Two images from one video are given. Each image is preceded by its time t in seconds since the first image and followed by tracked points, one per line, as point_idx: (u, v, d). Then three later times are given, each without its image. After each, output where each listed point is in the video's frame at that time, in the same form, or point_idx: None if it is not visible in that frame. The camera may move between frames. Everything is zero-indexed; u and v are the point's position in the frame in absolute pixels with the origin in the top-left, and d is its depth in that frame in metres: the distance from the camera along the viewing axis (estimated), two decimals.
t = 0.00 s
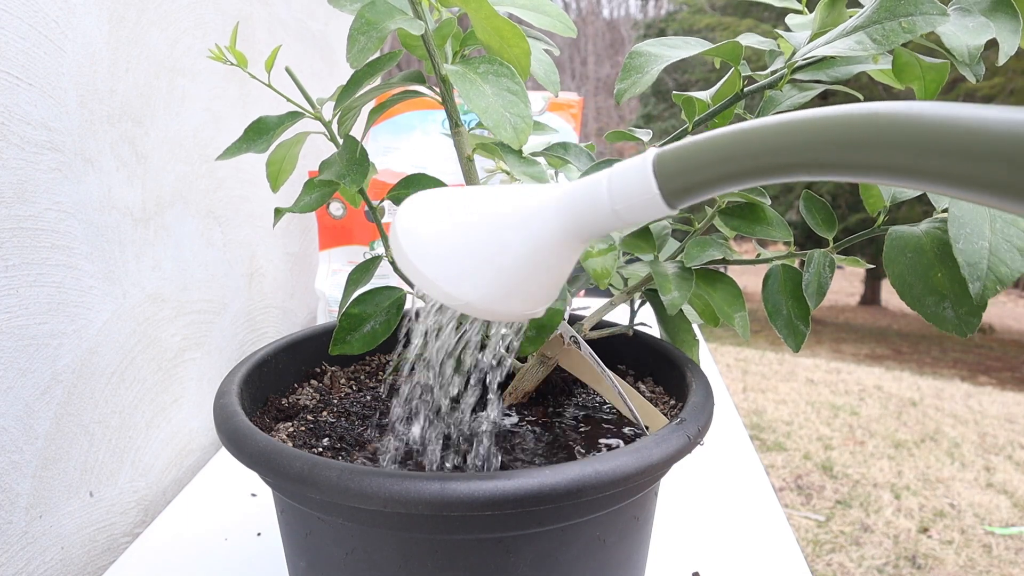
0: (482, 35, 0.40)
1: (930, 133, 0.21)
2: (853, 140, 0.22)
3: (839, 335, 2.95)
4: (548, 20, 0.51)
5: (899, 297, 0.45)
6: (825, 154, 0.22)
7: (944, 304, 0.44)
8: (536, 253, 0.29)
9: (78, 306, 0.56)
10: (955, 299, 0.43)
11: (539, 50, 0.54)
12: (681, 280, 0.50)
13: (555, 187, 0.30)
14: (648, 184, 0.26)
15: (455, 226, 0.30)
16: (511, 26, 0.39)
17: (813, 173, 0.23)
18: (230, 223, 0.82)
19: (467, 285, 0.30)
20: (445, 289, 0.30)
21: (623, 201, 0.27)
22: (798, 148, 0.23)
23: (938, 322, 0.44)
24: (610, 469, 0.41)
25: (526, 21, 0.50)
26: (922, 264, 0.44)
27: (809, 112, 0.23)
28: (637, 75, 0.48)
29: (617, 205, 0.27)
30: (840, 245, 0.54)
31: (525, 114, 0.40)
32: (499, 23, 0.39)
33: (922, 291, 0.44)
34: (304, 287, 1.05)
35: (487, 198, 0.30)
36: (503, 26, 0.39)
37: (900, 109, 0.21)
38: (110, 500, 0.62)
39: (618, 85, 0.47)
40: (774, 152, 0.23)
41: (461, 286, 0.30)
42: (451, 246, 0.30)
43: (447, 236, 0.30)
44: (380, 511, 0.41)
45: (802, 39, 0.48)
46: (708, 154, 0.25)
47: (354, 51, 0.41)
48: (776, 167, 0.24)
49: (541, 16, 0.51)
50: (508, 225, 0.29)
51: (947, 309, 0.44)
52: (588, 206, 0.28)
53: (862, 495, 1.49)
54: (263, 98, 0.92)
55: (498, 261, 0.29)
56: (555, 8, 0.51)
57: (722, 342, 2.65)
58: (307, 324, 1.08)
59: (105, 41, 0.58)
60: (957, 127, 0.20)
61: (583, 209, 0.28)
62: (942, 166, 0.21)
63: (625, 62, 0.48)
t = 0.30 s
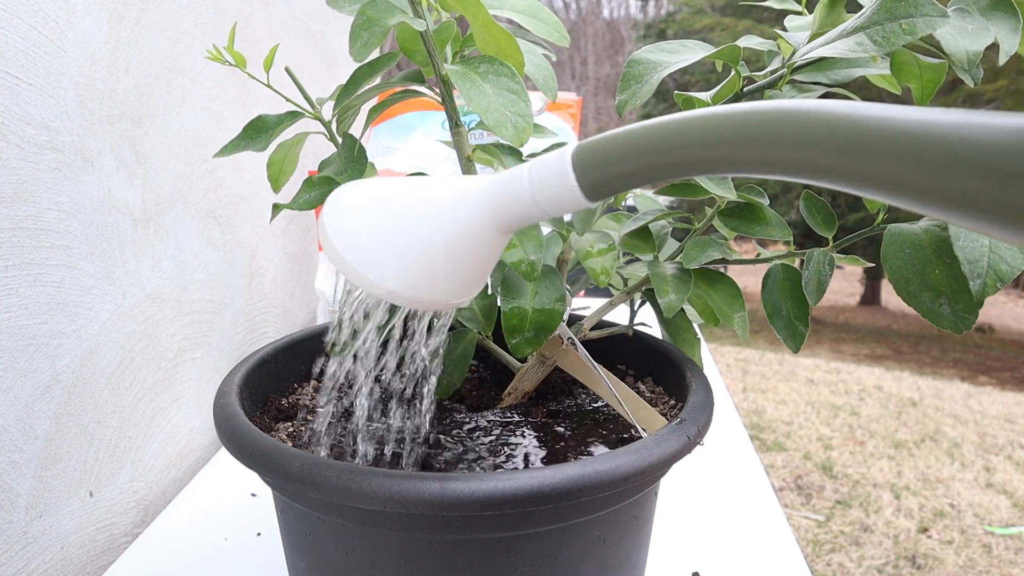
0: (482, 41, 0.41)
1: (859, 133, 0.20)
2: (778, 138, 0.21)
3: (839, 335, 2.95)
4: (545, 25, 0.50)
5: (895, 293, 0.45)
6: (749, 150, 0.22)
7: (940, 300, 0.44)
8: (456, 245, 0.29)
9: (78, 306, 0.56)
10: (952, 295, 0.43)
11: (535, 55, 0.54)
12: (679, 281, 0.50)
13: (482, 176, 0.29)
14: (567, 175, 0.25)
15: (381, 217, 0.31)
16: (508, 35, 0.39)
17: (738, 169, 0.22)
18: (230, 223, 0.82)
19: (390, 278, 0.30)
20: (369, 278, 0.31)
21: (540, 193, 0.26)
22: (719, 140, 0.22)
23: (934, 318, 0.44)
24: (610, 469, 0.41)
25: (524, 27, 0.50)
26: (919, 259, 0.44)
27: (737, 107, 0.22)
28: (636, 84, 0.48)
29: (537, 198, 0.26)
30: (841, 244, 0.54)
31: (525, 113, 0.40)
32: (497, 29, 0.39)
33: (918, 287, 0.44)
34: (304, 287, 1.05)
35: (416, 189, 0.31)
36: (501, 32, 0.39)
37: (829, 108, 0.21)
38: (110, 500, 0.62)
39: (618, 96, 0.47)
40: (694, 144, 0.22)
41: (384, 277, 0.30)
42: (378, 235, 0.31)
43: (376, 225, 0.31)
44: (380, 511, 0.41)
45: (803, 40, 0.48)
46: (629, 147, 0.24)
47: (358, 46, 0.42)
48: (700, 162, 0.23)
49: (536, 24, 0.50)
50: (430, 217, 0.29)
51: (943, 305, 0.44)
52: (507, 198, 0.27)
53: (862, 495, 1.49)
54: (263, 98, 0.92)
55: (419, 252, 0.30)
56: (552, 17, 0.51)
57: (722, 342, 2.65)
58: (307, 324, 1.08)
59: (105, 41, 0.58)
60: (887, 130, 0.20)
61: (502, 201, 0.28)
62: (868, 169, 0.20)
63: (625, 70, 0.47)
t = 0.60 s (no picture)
0: (481, 38, 0.40)
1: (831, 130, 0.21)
2: (751, 128, 0.22)
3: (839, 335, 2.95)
4: (546, 22, 0.51)
5: (893, 281, 0.45)
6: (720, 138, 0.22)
7: (938, 287, 0.44)
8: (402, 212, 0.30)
9: (78, 306, 0.56)
10: (950, 282, 0.44)
11: (538, 51, 0.54)
12: (680, 280, 0.50)
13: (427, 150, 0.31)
14: (502, 151, 0.28)
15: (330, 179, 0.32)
16: (509, 30, 0.39)
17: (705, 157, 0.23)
18: (230, 223, 0.82)
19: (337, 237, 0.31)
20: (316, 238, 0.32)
21: (479, 166, 0.28)
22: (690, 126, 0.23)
23: (933, 306, 0.44)
24: (610, 469, 0.41)
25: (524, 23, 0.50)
26: (916, 248, 0.44)
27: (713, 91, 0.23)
28: (635, 69, 0.47)
29: (476, 170, 0.29)
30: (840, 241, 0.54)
31: (525, 111, 0.40)
32: (497, 26, 0.38)
33: (916, 275, 0.44)
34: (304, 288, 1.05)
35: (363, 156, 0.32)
36: (502, 29, 0.39)
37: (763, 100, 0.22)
38: (110, 500, 0.62)
39: (616, 80, 0.47)
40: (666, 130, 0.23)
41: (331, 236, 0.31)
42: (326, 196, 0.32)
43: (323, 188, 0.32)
44: (380, 511, 0.41)
45: (802, 36, 0.48)
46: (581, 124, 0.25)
47: (355, 57, 0.41)
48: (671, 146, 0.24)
49: (538, 19, 0.50)
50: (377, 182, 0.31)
51: (941, 292, 0.44)
52: (449, 170, 0.29)
53: (862, 495, 1.49)
54: (263, 98, 0.92)
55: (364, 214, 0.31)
56: (554, 11, 0.51)
57: (722, 342, 2.65)
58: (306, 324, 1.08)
59: (105, 40, 0.58)
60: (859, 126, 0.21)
61: (446, 173, 0.30)
62: (813, 162, 0.21)
63: (623, 55, 0.47)
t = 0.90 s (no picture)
0: (483, 33, 0.40)
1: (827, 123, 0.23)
2: (722, 116, 0.24)
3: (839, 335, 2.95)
4: (547, 19, 0.51)
5: (896, 290, 0.45)
6: (726, 124, 0.24)
7: (940, 296, 0.44)
8: (382, 175, 0.32)
9: (78, 306, 0.56)
10: (953, 290, 0.44)
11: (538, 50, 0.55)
12: (681, 280, 0.50)
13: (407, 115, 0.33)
14: (473, 121, 0.30)
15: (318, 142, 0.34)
16: (511, 24, 0.38)
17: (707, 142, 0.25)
18: (230, 223, 0.82)
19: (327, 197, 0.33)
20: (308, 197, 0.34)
21: (454, 134, 0.31)
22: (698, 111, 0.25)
23: (936, 314, 0.45)
24: (610, 469, 0.41)
25: (525, 20, 0.50)
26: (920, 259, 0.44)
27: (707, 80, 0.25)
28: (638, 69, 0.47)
29: (451, 139, 0.31)
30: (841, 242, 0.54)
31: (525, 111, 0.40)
32: (501, 21, 0.38)
33: (920, 285, 0.44)
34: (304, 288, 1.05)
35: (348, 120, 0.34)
36: (506, 24, 0.38)
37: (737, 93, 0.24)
38: (110, 500, 0.62)
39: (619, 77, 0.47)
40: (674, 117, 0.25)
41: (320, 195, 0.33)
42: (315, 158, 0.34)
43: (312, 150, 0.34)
44: (380, 511, 0.41)
45: (803, 38, 0.48)
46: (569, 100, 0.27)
47: (354, 41, 0.42)
48: (675, 130, 0.25)
49: (540, 16, 0.50)
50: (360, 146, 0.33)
51: (944, 300, 0.44)
52: (425, 136, 0.32)
53: (862, 495, 1.49)
54: (263, 98, 0.92)
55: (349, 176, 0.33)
56: (556, 8, 0.51)
57: (722, 342, 2.65)
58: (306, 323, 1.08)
59: (105, 40, 0.58)
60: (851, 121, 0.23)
61: (422, 139, 0.32)
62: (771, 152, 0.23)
63: (626, 57, 0.47)
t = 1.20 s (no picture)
0: (481, 37, 0.40)
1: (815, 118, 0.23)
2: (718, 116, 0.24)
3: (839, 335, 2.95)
4: (546, 21, 0.50)
5: (897, 285, 0.45)
6: (717, 122, 0.24)
7: (941, 289, 0.44)
8: (378, 169, 0.33)
9: (78, 306, 0.56)
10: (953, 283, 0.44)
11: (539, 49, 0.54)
12: (681, 279, 0.50)
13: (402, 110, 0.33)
14: (467, 115, 0.30)
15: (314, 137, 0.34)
16: (510, 26, 0.38)
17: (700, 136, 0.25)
18: (230, 223, 0.82)
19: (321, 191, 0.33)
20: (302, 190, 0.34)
21: (447, 128, 0.31)
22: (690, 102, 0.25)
23: (936, 307, 0.45)
24: (610, 469, 0.41)
25: (524, 22, 0.50)
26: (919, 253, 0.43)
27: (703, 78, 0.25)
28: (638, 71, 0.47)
29: (444, 132, 0.31)
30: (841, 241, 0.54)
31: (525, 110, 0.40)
32: (499, 23, 0.38)
33: (919, 278, 0.44)
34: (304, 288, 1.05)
35: (345, 116, 0.34)
36: (505, 26, 0.38)
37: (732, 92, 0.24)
38: (110, 500, 0.62)
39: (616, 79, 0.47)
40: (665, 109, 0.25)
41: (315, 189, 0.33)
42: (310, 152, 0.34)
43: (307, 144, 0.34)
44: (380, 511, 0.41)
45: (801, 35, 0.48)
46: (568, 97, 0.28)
47: (355, 48, 0.42)
48: (669, 128, 0.25)
49: (539, 18, 0.50)
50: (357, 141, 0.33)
51: (944, 294, 0.44)
52: (419, 130, 0.32)
53: (862, 495, 1.49)
54: (263, 98, 0.92)
55: (345, 170, 0.33)
56: (554, 10, 0.51)
57: (722, 342, 2.65)
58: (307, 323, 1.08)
59: (105, 41, 0.58)
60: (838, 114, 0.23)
61: (416, 134, 0.32)
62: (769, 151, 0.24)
63: (625, 57, 0.47)
